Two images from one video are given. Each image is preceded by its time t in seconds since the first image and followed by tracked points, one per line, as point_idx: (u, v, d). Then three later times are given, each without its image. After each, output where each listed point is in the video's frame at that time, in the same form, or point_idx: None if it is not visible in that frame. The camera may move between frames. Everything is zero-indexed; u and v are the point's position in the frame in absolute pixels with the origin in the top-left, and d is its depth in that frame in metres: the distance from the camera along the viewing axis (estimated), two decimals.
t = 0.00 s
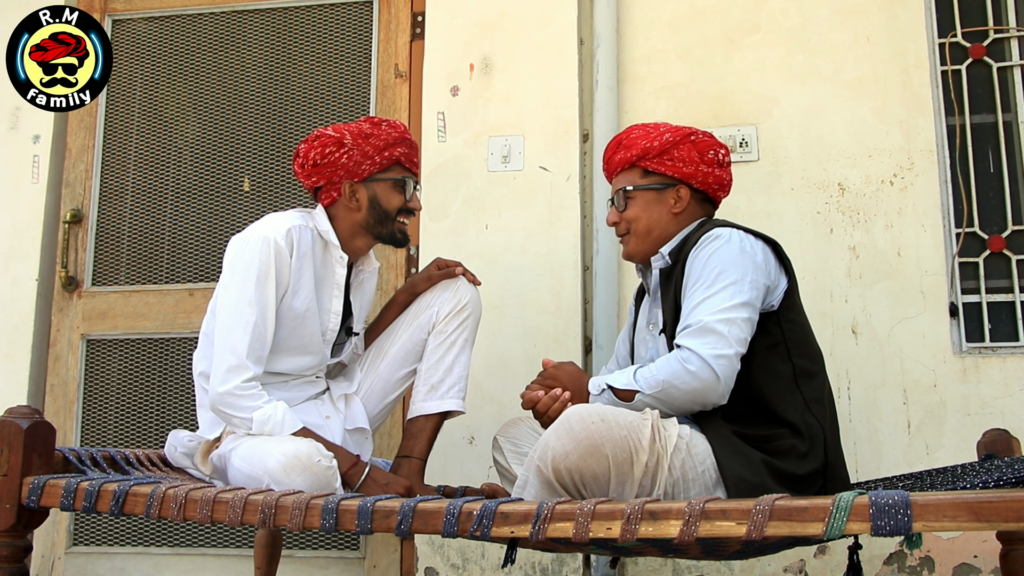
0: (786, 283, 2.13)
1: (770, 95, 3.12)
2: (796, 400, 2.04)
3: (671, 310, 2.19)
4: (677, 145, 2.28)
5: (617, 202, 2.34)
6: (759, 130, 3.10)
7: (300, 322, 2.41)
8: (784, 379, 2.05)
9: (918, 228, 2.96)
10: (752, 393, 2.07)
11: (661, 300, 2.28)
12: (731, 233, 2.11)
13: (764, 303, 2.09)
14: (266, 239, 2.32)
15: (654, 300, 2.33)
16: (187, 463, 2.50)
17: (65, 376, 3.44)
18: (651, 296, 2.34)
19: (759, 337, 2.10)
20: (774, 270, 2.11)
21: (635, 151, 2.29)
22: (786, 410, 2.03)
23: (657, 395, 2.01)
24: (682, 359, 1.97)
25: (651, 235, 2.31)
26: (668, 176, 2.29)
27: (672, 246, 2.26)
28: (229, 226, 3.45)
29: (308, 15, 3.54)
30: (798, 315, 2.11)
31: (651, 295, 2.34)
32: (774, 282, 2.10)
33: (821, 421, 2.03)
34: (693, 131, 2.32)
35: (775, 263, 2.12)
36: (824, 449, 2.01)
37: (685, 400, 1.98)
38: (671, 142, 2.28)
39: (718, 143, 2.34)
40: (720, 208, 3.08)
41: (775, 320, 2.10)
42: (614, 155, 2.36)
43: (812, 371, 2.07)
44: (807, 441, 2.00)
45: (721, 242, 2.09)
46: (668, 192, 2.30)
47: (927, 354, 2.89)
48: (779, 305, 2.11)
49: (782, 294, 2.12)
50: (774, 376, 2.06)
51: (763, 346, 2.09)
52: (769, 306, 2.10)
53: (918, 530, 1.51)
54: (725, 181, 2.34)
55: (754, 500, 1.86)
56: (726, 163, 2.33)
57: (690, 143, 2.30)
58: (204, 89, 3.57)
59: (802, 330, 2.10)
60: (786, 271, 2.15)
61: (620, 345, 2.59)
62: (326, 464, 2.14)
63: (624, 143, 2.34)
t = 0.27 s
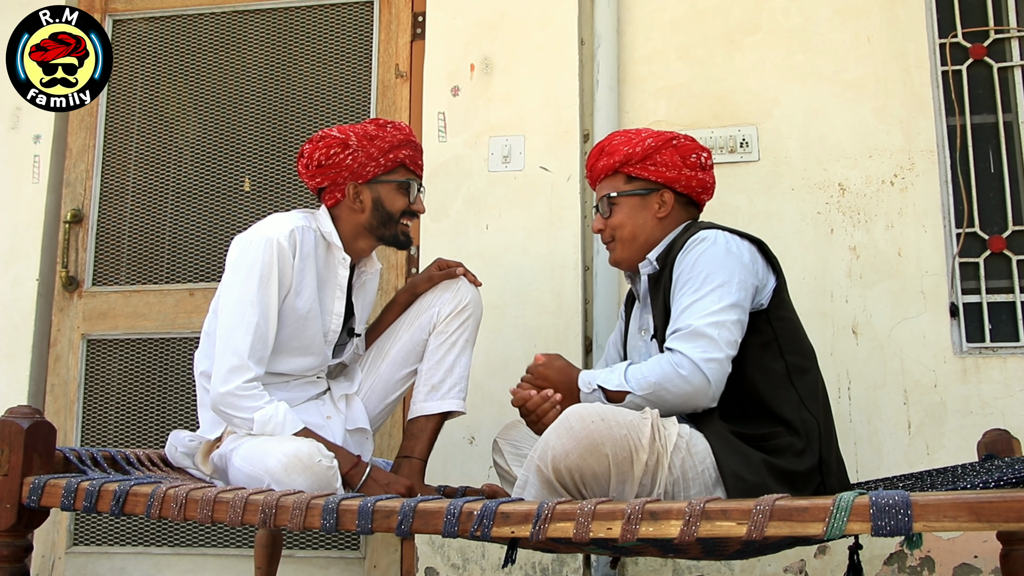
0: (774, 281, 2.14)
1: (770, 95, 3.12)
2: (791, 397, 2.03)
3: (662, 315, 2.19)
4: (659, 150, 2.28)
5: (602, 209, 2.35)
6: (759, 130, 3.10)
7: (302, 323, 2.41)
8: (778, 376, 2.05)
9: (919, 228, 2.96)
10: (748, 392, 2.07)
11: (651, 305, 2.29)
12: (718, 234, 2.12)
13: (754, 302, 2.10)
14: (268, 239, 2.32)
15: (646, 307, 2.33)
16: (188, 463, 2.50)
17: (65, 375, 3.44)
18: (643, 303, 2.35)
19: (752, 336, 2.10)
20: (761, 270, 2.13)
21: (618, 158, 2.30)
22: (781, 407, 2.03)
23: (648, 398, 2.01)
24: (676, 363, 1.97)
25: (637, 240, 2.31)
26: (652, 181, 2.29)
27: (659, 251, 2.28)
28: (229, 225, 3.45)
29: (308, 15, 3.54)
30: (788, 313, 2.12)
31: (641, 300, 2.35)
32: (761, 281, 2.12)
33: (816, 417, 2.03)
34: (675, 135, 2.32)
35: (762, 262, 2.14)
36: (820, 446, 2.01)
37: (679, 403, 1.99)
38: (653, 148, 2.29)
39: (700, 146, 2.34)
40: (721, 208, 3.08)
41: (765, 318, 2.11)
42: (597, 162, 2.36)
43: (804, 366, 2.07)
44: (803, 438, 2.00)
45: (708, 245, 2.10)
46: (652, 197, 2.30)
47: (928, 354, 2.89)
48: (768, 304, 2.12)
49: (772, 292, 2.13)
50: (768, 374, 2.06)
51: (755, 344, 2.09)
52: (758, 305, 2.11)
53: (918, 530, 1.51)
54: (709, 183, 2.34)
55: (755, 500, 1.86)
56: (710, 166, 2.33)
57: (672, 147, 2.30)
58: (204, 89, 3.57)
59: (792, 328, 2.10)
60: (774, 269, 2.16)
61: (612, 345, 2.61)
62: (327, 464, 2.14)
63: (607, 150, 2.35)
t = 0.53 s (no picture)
0: (757, 278, 2.14)
1: (770, 95, 3.12)
2: (779, 390, 2.03)
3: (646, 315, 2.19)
4: (643, 152, 2.29)
5: (587, 213, 2.35)
6: (759, 130, 3.10)
7: (302, 323, 2.41)
8: (766, 370, 2.05)
9: (918, 228, 2.96)
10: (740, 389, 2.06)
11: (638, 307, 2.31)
12: (699, 233, 2.13)
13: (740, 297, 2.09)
14: (268, 240, 2.32)
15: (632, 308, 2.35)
16: (187, 463, 2.50)
17: (64, 376, 3.44)
18: (628, 304, 2.39)
19: (736, 330, 2.10)
20: (744, 266, 2.13)
21: (602, 161, 2.30)
22: (771, 402, 2.02)
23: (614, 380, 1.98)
24: (646, 349, 1.95)
25: (623, 242, 2.31)
26: (636, 184, 2.30)
27: (644, 252, 2.29)
28: (228, 225, 3.45)
29: (308, 15, 3.54)
30: (773, 308, 2.12)
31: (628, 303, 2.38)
32: (744, 277, 2.11)
33: (806, 410, 2.02)
34: (657, 138, 2.33)
35: (746, 259, 2.13)
36: (810, 439, 2.01)
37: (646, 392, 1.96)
38: (636, 150, 2.30)
39: (682, 148, 2.36)
40: (720, 208, 3.08)
41: (751, 313, 2.10)
42: (580, 166, 2.37)
43: (792, 360, 2.07)
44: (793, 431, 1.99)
45: (688, 244, 2.11)
46: (637, 199, 2.31)
47: (927, 354, 2.89)
48: (754, 299, 2.11)
49: (757, 287, 2.13)
50: (756, 367, 2.05)
51: (741, 338, 2.08)
52: (744, 300, 2.10)
53: (917, 530, 1.51)
54: (693, 184, 2.35)
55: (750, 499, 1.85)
56: (692, 167, 2.35)
57: (655, 150, 2.31)
58: (204, 88, 3.57)
59: (778, 322, 2.10)
60: (758, 266, 2.15)
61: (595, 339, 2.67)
62: (327, 465, 2.14)
63: (590, 154, 2.36)
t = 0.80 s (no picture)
0: (748, 277, 2.15)
1: (769, 95, 3.12)
2: (775, 387, 2.04)
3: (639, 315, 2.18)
4: (631, 158, 2.29)
5: (575, 218, 2.35)
6: (758, 130, 3.10)
7: (301, 323, 2.41)
8: (763, 366, 2.05)
9: (917, 229, 2.96)
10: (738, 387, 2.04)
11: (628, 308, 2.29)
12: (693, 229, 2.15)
13: (734, 295, 2.10)
14: (268, 240, 2.32)
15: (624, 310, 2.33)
16: (186, 463, 2.49)
17: (63, 375, 3.44)
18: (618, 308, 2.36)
19: (732, 327, 2.09)
20: (735, 264, 2.14)
21: (590, 166, 2.30)
22: (768, 400, 2.02)
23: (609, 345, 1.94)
24: (642, 311, 1.94)
25: (611, 247, 2.32)
26: (624, 189, 2.30)
27: (635, 255, 2.28)
28: (227, 224, 3.45)
29: (308, 14, 3.54)
30: (765, 306, 2.13)
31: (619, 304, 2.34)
32: (735, 275, 2.12)
33: (801, 406, 2.04)
34: (645, 143, 2.33)
35: (737, 258, 2.15)
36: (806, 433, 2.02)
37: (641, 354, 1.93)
38: (625, 156, 2.30)
39: (669, 153, 2.36)
40: (720, 208, 3.08)
41: (745, 310, 2.11)
42: (568, 172, 2.36)
43: (786, 356, 2.08)
44: (791, 427, 2.00)
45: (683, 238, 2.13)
46: (625, 204, 2.31)
47: (926, 354, 2.90)
48: (748, 296, 2.12)
49: (748, 286, 2.14)
50: (754, 365, 2.05)
51: (738, 335, 2.08)
52: (738, 297, 2.11)
53: (916, 530, 1.51)
54: (679, 190, 2.36)
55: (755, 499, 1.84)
56: (678, 172, 2.36)
57: (643, 155, 2.31)
58: (203, 87, 3.56)
59: (771, 319, 2.11)
60: (748, 266, 2.16)
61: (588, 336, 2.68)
62: (326, 465, 2.14)
63: (578, 159, 2.35)
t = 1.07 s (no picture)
0: (746, 278, 2.14)
1: (769, 95, 3.12)
2: (774, 386, 2.04)
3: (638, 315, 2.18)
4: (626, 159, 2.29)
5: (571, 219, 2.35)
6: (758, 130, 3.10)
7: (302, 322, 2.41)
8: (762, 365, 2.05)
9: (917, 229, 2.96)
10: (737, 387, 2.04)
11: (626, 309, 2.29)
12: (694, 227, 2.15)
13: (730, 296, 2.09)
14: (268, 240, 2.32)
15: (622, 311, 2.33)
16: (186, 462, 2.49)
17: (63, 374, 3.44)
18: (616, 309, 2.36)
19: (731, 327, 2.09)
20: (734, 264, 2.13)
21: (586, 168, 2.30)
22: (767, 398, 2.03)
23: (628, 311, 1.83)
24: (664, 289, 1.88)
25: (608, 248, 2.32)
26: (620, 190, 2.30)
27: (632, 256, 2.28)
28: (228, 223, 3.45)
29: (309, 14, 3.54)
30: (763, 306, 2.13)
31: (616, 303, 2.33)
32: (734, 275, 2.12)
33: (800, 405, 2.04)
34: (640, 144, 2.34)
35: (735, 258, 2.14)
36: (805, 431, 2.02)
37: (659, 331, 1.86)
38: (620, 157, 2.30)
39: (665, 155, 2.37)
40: (719, 208, 3.08)
41: (743, 309, 2.11)
42: (564, 173, 2.36)
43: (785, 355, 2.09)
44: (790, 426, 2.00)
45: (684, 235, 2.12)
46: (621, 205, 2.31)
47: (926, 355, 2.90)
48: (745, 297, 2.12)
49: (745, 286, 2.13)
50: (753, 364, 2.05)
51: (737, 335, 2.08)
52: (735, 298, 2.10)
53: (917, 530, 1.51)
54: (675, 191, 2.36)
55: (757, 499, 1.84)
56: (674, 173, 2.36)
57: (638, 156, 2.32)
58: (204, 87, 3.56)
59: (769, 319, 2.12)
60: (746, 266, 2.16)
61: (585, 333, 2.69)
62: (326, 464, 2.14)
63: (573, 161, 2.35)
